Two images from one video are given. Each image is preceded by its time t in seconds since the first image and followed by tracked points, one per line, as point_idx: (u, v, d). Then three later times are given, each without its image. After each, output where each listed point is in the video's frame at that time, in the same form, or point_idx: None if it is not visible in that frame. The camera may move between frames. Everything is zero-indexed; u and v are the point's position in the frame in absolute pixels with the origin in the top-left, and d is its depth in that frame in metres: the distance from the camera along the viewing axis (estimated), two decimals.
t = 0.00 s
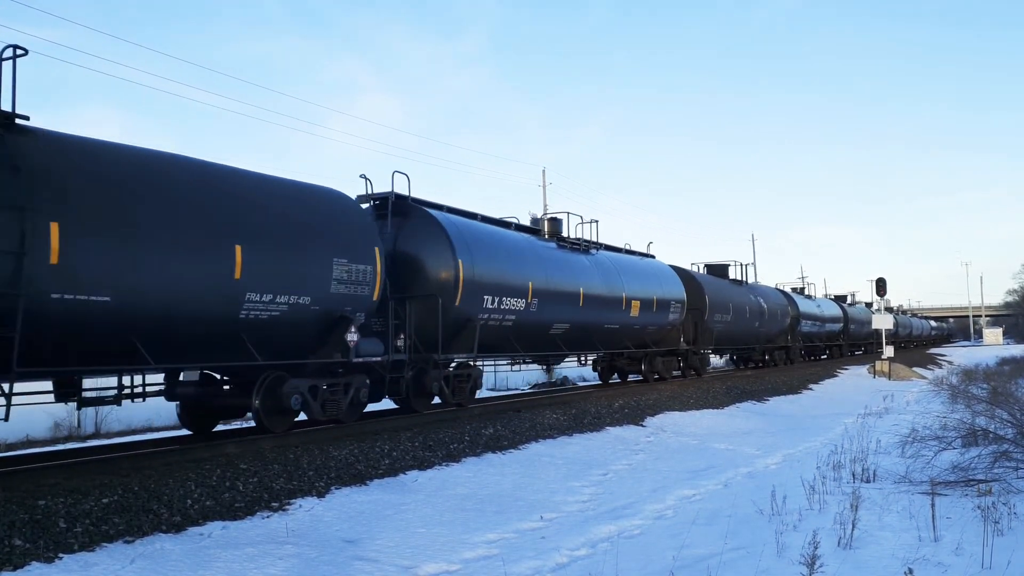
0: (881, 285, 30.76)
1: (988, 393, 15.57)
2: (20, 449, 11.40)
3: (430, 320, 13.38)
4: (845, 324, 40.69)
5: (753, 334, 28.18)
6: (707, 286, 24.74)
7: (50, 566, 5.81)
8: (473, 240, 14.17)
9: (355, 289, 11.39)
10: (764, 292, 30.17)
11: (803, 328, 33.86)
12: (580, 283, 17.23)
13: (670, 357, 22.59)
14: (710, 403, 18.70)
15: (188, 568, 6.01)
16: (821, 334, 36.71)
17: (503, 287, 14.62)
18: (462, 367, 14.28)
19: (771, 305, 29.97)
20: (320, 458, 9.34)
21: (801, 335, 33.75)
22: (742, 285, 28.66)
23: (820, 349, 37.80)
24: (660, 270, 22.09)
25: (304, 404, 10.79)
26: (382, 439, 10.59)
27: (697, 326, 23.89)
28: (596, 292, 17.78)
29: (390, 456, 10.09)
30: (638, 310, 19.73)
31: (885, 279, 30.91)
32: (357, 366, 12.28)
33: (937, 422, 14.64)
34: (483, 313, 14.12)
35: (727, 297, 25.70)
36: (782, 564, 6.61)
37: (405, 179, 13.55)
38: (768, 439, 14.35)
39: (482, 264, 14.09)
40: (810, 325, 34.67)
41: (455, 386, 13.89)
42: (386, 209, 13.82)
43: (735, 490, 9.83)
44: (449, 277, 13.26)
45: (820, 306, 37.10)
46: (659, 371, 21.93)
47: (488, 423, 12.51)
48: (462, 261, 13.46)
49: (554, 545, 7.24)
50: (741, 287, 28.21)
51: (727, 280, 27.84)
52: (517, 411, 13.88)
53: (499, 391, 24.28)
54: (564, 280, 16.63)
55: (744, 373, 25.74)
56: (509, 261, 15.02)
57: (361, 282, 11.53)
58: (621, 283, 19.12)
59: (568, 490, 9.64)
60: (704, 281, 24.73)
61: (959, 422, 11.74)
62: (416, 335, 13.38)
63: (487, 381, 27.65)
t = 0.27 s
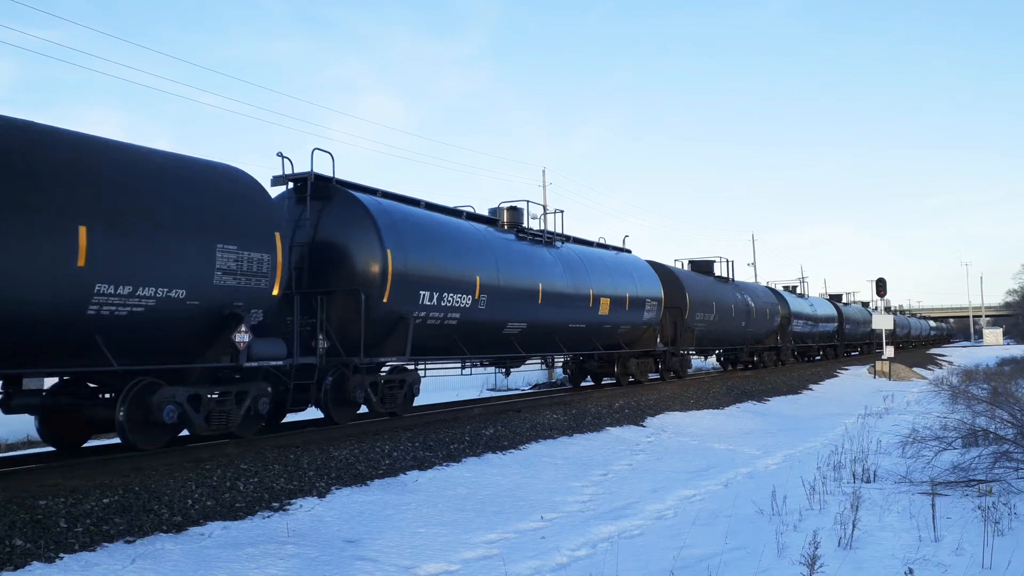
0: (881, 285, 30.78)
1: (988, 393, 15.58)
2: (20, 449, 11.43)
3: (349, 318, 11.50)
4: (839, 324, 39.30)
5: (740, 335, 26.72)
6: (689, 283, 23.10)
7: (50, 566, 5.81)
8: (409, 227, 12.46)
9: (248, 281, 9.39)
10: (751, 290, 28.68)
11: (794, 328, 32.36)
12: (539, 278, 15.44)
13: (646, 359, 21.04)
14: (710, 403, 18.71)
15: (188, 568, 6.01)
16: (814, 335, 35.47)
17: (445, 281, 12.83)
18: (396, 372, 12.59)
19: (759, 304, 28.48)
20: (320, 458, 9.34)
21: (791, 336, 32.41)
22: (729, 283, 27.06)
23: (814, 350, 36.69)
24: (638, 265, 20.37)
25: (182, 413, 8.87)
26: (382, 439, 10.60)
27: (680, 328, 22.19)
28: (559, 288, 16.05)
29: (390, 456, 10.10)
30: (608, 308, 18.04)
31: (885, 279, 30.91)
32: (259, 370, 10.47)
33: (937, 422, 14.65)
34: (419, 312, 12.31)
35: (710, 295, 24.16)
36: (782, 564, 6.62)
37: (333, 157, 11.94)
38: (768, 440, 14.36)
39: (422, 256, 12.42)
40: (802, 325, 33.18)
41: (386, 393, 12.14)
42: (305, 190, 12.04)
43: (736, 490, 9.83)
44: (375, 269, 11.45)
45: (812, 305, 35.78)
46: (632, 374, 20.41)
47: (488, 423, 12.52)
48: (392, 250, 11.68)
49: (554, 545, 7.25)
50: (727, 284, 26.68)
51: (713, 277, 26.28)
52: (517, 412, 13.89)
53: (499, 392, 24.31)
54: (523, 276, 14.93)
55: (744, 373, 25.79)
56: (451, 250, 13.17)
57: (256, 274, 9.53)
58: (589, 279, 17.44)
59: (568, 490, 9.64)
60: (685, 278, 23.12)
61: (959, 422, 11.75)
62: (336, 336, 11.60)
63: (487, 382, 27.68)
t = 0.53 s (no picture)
0: (881, 285, 30.78)
1: (988, 393, 15.59)
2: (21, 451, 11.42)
3: (245, 313, 9.91)
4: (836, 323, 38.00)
5: (726, 335, 25.13)
6: (668, 280, 21.39)
7: (50, 566, 5.82)
8: (324, 211, 10.84)
9: (91, 269, 7.80)
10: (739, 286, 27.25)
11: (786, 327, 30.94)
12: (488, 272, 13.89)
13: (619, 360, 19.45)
14: (710, 403, 18.71)
15: (188, 568, 6.01)
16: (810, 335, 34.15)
17: (369, 273, 11.24)
18: (310, 377, 10.78)
19: (747, 302, 26.73)
20: (320, 458, 9.34)
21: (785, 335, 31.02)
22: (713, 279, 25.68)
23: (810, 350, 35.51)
24: (609, 259, 18.75)
25: (5, 427, 7.25)
26: (382, 439, 10.60)
27: (655, 326, 20.48)
28: (511, 282, 14.46)
29: (390, 456, 10.10)
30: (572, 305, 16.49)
31: (885, 279, 30.90)
32: (124, 377, 8.78)
33: (937, 422, 14.65)
34: (332, 306, 10.68)
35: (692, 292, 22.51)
36: (782, 564, 6.62)
37: (230, 127, 10.24)
38: (768, 440, 14.36)
39: (323, 244, 10.49)
40: (796, 324, 31.81)
41: (292, 402, 10.35)
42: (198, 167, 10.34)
43: (735, 490, 9.83)
44: (275, 257, 9.85)
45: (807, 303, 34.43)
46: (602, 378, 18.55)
47: (488, 423, 12.52)
48: (296, 236, 10.09)
49: (554, 545, 7.25)
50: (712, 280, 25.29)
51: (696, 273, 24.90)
52: (517, 412, 13.89)
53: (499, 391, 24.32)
54: (468, 268, 13.35)
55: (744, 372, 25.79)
56: (379, 239, 11.57)
57: (110, 261, 8.00)
58: (549, 273, 15.79)
59: (568, 490, 9.64)
60: (664, 274, 21.54)
61: (959, 422, 11.75)
62: (228, 337, 10.02)
63: (487, 381, 27.69)
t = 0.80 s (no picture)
0: (881, 285, 30.79)
1: (988, 393, 15.60)
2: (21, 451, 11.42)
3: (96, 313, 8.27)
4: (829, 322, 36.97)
5: (708, 335, 24.03)
6: (643, 278, 20.09)
7: (50, 566, 5.81)
8: (212, 190, 9.19)
9: None
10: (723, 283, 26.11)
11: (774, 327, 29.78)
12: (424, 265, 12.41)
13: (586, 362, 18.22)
14: (710, 403, 18.73)
15: (188, 568, 6.01)
16: (801, 335, 33.10)
17: (272, 264, 9.69)
18: (191, 385, 9.14)
19: (731, 301, 25.60)
20: (320, 458, 9.34)
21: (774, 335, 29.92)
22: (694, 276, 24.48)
23: (800, 350, 34.52)
24: (575, 254, 17.53)
25: None
26: (382, 439, 10.60)
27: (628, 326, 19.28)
28: (452, 278, 13.01)
29: (390, 455, 10.10)
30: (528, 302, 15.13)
31: (885, 279, 30.92)
32: None
33: (937, 422, 14.66)
34: (215, 301, 9.08)
35: (669, 290, 21.30)
36: (782, 564, 6.62)
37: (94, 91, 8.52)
38: (768, 440, 14.36)
39: (213, 231, 8.96)
40: (785, 324, 30.65)
41: (165, 416, 8.73)
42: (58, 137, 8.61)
43: (735, 490, 9.83)
44: (138, 243, 8.19)
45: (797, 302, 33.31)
46: (568, 382, 17.38)
47: (488, 423, 12.52)
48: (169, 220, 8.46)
49: (554, 545, 7.25)
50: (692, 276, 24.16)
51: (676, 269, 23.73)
52: (517, 412, 13.89)
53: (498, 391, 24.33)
54: (397, 260, 11.80)
55: (744, 373, 25.82)
56: (286, 227, 9.99)
57: None
58: (499, 268, 14.42)
59: (568, 490, 9.64)
60: (639, 270, 20.19)
61: (959, 422, 11.75)
62: (78, 337, 8.42)
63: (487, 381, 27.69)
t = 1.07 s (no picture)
0: (881, 286, 30.79)
1: (988, 393, 15.59)
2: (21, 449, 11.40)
3: None
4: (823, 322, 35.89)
5: (688, 334, 22.73)
6: (615, 271, 18.61)
7: (50, 566, 5.81)
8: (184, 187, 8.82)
9: None
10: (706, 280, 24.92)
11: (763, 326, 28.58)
12: (348, 255, 10.93)
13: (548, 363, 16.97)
14: (710, 403, 18.72)
15: (188, 568, 6.01)
16: (792, 335, 32.01)
17: (150, 250, 8.24)
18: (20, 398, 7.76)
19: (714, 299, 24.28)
20: (320, 458, 9.34)
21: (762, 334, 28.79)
22: (674, 272, 23.14)
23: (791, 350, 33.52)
24: (534, 248, 16.25)
25: None
26: (382, 439, 10.60)
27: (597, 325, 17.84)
28: (382, 271, 11.54)
29: (390, 456, 10.10)
30: (475, 298, 13.75)
31: (885, 279, 30.93)
32: None
33: (937, 422, 14.65)
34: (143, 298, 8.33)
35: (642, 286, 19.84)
36: (782, 564, 6.61)
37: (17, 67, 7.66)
38: (768, 440, 14.35)
39: (68, 211, 7.50)
40: (774, 324, 29.44)
41: None
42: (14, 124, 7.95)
43: (735, 490, 9.83)
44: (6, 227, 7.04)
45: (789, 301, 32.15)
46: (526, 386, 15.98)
47: (488, 423, 12.52)
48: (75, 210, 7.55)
49: (554, 545, 7.24)
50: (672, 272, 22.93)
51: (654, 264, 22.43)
52: (517, 412, 13.88)
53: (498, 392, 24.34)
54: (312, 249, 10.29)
55: (744, 373, 25.87)
56: (229, 218, 9.20)
57: None
58: (441, 259, 13.00)
59: (568, 490, 9.64)
60: (610, 264, 18.71)
61: (959, 422, 11.74)
62: None
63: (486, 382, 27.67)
